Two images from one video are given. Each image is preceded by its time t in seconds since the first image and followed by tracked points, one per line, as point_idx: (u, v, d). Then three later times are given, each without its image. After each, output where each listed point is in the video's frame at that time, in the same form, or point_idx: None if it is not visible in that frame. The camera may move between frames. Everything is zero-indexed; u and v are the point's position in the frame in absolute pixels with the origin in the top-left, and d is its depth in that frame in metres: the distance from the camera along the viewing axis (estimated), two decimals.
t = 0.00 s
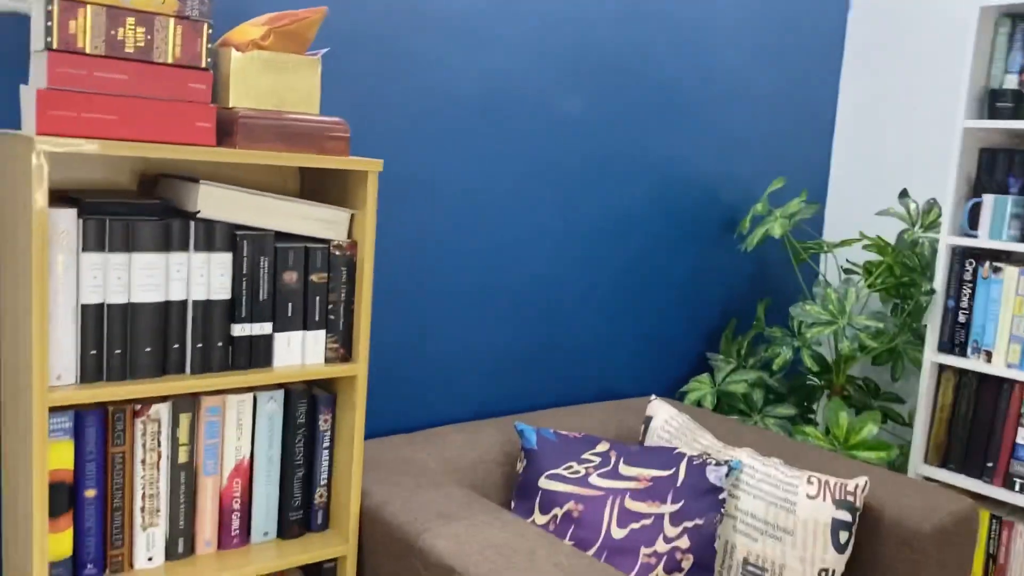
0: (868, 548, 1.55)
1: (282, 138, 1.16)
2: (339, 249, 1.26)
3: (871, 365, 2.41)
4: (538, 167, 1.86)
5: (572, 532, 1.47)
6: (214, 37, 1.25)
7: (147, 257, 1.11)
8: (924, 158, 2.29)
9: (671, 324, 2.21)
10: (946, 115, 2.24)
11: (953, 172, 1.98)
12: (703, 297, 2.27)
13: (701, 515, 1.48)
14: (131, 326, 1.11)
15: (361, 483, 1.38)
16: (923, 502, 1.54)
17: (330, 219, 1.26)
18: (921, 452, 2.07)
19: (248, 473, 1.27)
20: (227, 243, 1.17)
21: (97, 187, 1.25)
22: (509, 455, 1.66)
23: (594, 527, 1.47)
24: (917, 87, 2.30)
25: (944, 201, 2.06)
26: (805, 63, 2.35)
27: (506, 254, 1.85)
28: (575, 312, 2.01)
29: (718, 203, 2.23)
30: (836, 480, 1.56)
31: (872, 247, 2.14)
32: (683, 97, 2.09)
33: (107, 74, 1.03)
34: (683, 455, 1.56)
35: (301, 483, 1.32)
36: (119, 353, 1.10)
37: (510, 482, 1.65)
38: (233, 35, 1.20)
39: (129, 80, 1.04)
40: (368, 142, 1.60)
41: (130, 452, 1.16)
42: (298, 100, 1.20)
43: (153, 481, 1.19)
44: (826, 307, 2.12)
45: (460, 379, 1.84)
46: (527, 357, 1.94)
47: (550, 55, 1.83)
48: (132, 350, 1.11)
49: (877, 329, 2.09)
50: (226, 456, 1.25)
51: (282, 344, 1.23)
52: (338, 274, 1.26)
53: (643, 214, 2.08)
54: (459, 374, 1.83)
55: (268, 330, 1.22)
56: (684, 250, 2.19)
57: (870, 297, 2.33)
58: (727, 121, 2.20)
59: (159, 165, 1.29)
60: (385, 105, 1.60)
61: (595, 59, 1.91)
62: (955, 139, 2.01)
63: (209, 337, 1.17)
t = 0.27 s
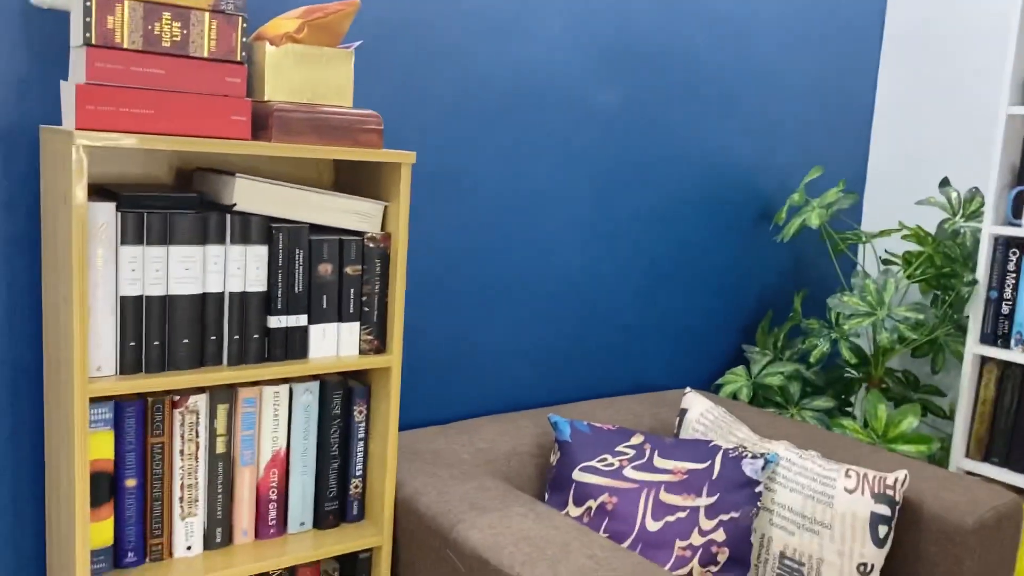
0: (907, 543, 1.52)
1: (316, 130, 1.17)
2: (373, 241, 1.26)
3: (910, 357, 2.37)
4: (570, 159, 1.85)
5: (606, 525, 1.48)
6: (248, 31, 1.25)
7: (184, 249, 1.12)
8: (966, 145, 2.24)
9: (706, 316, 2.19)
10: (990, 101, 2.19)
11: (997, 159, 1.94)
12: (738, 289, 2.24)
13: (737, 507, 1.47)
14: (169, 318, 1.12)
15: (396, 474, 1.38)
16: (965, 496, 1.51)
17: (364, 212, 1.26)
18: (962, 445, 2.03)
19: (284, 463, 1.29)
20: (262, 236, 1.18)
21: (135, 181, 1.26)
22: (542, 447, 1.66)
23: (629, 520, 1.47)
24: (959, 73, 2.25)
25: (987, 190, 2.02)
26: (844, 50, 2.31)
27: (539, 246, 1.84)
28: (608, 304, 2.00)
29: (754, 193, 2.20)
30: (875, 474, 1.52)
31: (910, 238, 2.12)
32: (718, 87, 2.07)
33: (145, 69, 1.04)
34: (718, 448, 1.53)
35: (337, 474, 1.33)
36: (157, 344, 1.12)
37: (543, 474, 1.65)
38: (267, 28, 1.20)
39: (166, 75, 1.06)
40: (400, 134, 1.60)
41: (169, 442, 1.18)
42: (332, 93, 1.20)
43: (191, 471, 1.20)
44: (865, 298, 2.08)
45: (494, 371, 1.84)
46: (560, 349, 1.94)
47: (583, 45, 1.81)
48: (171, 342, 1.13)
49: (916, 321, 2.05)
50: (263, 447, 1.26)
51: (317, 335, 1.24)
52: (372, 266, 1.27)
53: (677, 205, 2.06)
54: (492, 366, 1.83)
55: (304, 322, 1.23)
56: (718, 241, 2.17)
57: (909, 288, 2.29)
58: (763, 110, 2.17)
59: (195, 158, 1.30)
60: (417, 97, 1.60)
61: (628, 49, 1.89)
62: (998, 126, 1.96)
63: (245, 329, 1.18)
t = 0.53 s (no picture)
0: (927, 531, 1.52)
1: (333, 124, 1.17)
2: (391, 234, 1.27)
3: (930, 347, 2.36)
4: (586, 150, 1.85)
5: (625, 515, 1.48)
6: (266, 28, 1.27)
7: (205, 244, 1.14)
8: (986, 132, 2.22)
9: (723, 306, 2.19)
10: (1010, 88, 2.17)
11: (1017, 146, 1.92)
12: (755, 279, 2.24)
13: (755, 498, 1.47)
14: (191, 312, 1.14)
15: (415, 465, 1.40)
16: (986, 486, 1.50)
17: (382, 205, 1.27)
18: (981, 434, 2.03)
19: (305, 455, 1.30)
20: (282, 230, 1.19)
21: (155, 176, 1.27)
22: (560, 438, 1.67)
23: (648, 510, 1.48)
24: (979, 59, 2.23)
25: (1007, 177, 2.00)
26: (861, 37, 2.29)
27: (555, 237, 1.85)
28: (625, 295, 2.00)
29: (771, 182, 2.19)
30: (895, 463, 1.52)
31: (929, 226, 2.13)
32: (735, 76, 2.06)
33: (165, 65, 1.05)
34: (736, 438, 1.54)
35: (357, 465, 1.35)
36: (180, 338, 1.13)
37: (561, 464, 1.66)
38: (285, 24, 1.22)
39: (186, 71, 1.06)
40: (417, 127, 1.61)
41: (192, 434, 1.20)
42: (350, 88, 1.21)
43: (214, 463, 1.22)
44: (884, 288, 2.07)
45: (511, 362, 1.84)
46: (577, 341, 1.94)
47: (598, 36, 1.81)
48: (193, 336, 1.14)
49: (936, 310, 2.02)
50: (284, 439, 1.28)
51: (337, 328, 1.25)
52: (390, 259, 1.28)
53: (693, 195, 2.06)
54: (509, 357, 1.84)
55: (323, 315, 1.24)
56: (735, 231, 2.16)
57: (928, 277, 2.27)
58: (780, 99, 2.16)
59: (214, 153, 1.31)
60: (433, 90, 1.60)
61: (644, 39, 1.88)
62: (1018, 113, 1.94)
63: (266, 322, 1.19)
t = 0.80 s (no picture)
0: (932, 517, 1.52)
1: (339, 113, 1.18)
2: (396, 223, 1.27)
3: (933, 334, 2.37)
4: (590, 138, 1.85)
5: (630, 501, 1.49)
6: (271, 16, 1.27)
7: (212, 233, 1.14)
8: (991, 118, 2.22)
9: (728, 294, 2.19)
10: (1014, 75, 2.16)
11: (1022, 132, 1.92)
12: (760, 267, 2.24)
13: (760, 484, 1.48)
14: (198, 301, 1.14)
15: (422, 452, 1.40)
16: (990, 471, 1.51)
17: (386, 193, 1.27)
18: (986, 420, 2.04)
19: (313, 443, 1.31)
20: (288, 219, 1.19)
21: (161, 166, 1.28)
22: (566, 426, 1.68)
23: (653, 496, 1.48)
24: (984, 45, 2.22)
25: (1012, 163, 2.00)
26: (866, 23, 2.28)
27: (560, 226, 1.85)
28: (629, 284, 2.01)
29: (775, 170, 2.19)
30: (900, 449, 1.53)
31: (934, 213, 2.13)
32: (739, 63, 2.05)
33: (171, 54, 1.06)
34: (741, 424, 1.55)
35: (364, 452, 1.35)
36: (188, 326, 1.14)
37: (566, 451, 1.67)
38: (291, 12, 1.22)
39: (192, 60, 1.07)
40: (421, 116, 1.61)
41: (201, 422, 1.20)
42: (355, 76, 1.21)
43: (222, 451, 1.23)
44: (888, 275, 2.07)
45: (516, 350, 1.85)
46: (582, 329, 1.95)
47: (602, 24, 1.81)
48: (201, 324, 1.15)
49: (941, 297, 2.02)
50: (292, 426, 1.29)
51: (343, 316, 1.26)
52: (396, 248, 1.28)
53: (697, 183, 2.06)
54: (514, 346, 1.84)
55: (330, 303, 1.25)
56: (740, 219, 2.16)
57: (933, 264, 2.27)
58: (784, 87, 2.16)
59: (220, 143, 1.31)
60: (438, 79, 1.60)
61: (648, 27, 1.88)
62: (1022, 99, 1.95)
63: (273, 311, 1.20)
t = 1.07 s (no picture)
0: (920, 507, 1.54)
1: (329, 107, 1.18)
2: (387, 217, 1.27)
3: (923, 326, 2.39)
4: (581, 133, 1.86)
5: (621, 493, 1.50)
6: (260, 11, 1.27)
7: (202, 227, 1.14)
8: (980, 111, 2.23)
9: (719, 288, 2.20)
10: (1003, 68, 2.17)
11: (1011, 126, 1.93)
12: (750, 261, 2.25)
13: (750, 475, 1.49)
14: (188, 295, 1.15)
15: (414, 445, 1.41)
16: (978, 462, 1.52)
17: (376, 188, 1.28)
18: (974, 412, 2.05)
19: (304, 437, 1.31)
20: (278, 214, 1.20)
21: (152, 161, 1.28)
22: (557, 419, 1.70)
23: (643, 488, 1.49)
24: (973, 39, 2.23)
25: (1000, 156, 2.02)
26: (856, 17, 2.28)
27: (551, 219, 1.86)
28: (620, 277, 2.01)
29: (765, 164, 2.20)
30: (888, 441, 1.54)
31: (923, 206, 2.14)
32: (730, 57, 2.06)
33: (160, 49, 1.05)
34: (731, 417, 1.56)
35: (356, 446, 1.36)
36: (178, 321, 1.14)
37: (558, 443, 1.68)
38: (280, 7, 1.22)
39: (181, 55, 1.07)
40: (411, 110, 1.61)
41: (192, 416, 1.21)
42: (346, 71, 1.21)
43: (214, 445, 1.23)
44: (878, 268, 2.08)
45: (508, 344, 1.86)
46: (573, 322, 1.96)
47: (593, 18, 1.81)
48: (191, 319, 1.15)
49: (930, 290, 2.04)
50: (283, 420, 1.29)
51: (334, 311, 1.26)
52: (386, 242, 1.28)
53: (688, 177, 2.07)
54: (506, 340, 1.85)
55: (321, 298, 1.25)
56: (730, 212, 2.17)
57: (922, 257, 2.29)
58: (775, 81, 2.16)
59: (210, 138, 1.32)
60: (428, 73, 1.60)
61: (638, 21, 1.88)
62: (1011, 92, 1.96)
63: (264, 305, 1.20)
